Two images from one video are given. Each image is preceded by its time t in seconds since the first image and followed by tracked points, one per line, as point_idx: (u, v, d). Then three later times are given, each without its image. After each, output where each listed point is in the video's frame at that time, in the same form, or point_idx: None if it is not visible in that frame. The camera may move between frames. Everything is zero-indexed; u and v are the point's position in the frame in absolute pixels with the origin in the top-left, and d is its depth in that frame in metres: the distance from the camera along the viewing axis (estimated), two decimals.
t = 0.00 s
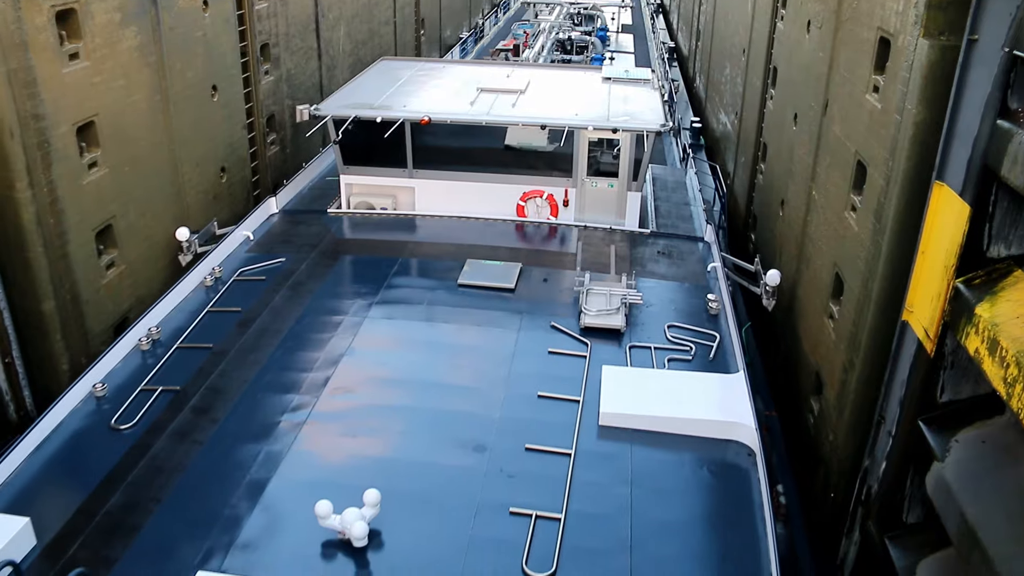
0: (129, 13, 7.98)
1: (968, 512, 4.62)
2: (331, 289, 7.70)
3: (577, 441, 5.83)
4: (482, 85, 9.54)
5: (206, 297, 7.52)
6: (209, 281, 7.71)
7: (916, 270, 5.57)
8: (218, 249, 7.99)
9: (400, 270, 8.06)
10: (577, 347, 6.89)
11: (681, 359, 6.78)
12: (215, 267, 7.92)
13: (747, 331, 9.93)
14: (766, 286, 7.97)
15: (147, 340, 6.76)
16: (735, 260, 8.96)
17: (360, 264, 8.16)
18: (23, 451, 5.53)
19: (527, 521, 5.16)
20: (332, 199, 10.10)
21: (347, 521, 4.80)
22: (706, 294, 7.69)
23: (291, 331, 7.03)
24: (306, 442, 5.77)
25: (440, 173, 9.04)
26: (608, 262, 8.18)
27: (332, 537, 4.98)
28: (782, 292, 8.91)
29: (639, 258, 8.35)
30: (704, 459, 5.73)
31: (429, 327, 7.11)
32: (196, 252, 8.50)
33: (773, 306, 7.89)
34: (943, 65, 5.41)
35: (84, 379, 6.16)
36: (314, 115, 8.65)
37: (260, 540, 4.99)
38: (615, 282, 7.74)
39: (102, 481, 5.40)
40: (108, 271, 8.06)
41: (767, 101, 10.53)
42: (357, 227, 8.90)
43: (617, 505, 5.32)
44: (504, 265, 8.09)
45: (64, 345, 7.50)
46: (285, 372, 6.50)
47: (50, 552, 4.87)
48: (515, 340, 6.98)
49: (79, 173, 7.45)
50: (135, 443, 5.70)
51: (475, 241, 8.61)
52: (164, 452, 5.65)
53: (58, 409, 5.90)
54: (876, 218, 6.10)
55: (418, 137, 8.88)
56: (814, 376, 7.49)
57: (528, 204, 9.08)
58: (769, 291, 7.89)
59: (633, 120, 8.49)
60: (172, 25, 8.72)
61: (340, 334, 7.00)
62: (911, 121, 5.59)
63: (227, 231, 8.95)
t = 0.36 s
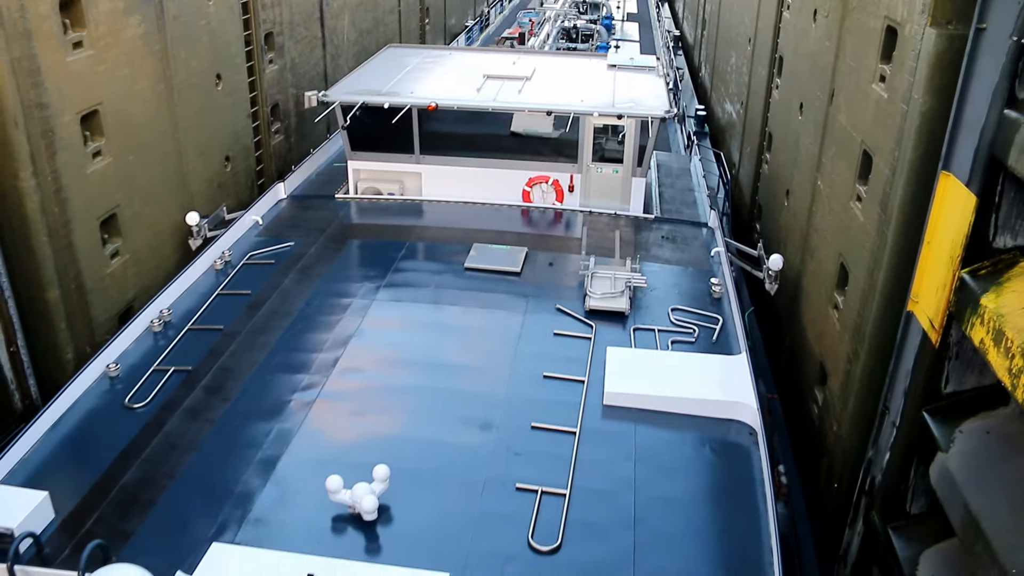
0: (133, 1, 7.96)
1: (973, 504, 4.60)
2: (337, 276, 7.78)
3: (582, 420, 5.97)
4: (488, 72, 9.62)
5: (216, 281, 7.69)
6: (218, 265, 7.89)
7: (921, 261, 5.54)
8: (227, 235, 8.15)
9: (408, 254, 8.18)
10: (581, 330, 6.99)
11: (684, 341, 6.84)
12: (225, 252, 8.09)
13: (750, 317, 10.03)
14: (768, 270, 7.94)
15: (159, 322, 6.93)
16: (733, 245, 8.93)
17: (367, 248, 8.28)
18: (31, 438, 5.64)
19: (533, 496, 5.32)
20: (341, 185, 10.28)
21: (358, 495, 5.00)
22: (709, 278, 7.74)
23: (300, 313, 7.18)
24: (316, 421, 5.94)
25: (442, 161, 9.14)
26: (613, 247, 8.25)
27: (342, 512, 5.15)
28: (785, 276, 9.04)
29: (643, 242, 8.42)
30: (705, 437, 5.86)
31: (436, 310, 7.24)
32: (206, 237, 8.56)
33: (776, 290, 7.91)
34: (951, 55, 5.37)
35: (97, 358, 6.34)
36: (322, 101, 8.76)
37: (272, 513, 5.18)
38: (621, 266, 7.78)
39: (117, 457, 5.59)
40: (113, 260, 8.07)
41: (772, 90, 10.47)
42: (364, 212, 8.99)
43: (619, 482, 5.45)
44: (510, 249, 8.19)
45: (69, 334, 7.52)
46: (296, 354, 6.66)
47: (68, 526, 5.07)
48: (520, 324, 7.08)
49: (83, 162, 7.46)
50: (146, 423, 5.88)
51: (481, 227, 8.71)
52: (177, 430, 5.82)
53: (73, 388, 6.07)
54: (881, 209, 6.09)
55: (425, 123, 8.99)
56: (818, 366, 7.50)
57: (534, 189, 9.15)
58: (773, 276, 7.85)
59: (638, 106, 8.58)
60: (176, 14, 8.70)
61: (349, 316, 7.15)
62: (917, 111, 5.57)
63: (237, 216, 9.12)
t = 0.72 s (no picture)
0: None
1: (975, 489, 4.59)
2: (343, 258, 7.93)
3: (586, 394, 6.19)
4: (493, 53, 9.65)
5: (225, 259, 7.93)
6: (228, 243, 8.17)
7: (926, 247, 5.52)
8: (236, 214, 8.38)
9: (415, 233, 8.40)
10: (587, 306, 7.23)
11: (688, 318, 7.11)
12: (235, 230, 8.33)
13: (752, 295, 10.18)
14: (772, 250, 8.19)
15: (171, 299, 7.17)
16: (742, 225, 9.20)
17: (373, 227, 8.51)
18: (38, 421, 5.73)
19: (538, 467, 5.52)
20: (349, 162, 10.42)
21: (368, 465, 5.20)
22: (712, 257, 8.02)
23: (308, 290, 7.39)
24: (322, 394, 6.13)
25: (449, 140, 9.29)
26: (617, 227, 8.55)
27: (352, 481, 5.36)
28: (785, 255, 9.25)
29: (647, 222, 8.70)
30: (707, 411, 6.09)
31: (442, 288, 7.45)
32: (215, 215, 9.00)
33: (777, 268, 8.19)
34: (959, 39, 5.33)
35: (110, 334, 6.54)
36: (330, 82, 8.82)
37: (283, 481, 5.39)
38: (625, 245, 8.04)
39: (131, 429, 5.80)
40: (116, 244, 8.07)
41: (778, 74, 10.40)
42: (372, 193, 9.25)
43: (621, 453, 5.67)
44: (516, 227, 8.46)
45: (74, 317, 7.54)
46: (304, 329, 6.87)
47: (85, 495, 5.28)
48: (526, 302, 7.28)
49: (87, 146, 7.45)
50: (160, 395, 6.11)
51: (488, 206, 8.98)
52: (189, 404, 6.03)
53: (86, 363, 6.25)
54: (886, 195, 6.08)
55: (433, 102, 9.05)
56: (822, 351, 7.50)
57: (539, 169, 9.36)
58: (774, 255, 8.13)
59: (643, 87, 8.67)
60: None
61: (356, 293, 7.36)
62: (924, 95, 5.53)
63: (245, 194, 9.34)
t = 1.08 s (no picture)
0: None
1: (978, 475, 4.60)
2: (351, 238, 8.00)
3: (591, 369, 6.32)
4: (500, 35, 9.60)
5: (236, 238, 8.00)
6: (238, 223, 8.23)
7: (931, 233, 5.51)
8: (246, 194, 8.45)
9: (422, 213, 8.46)
10: (592, 285, 7.32)
11: (692, 297, 7.18)
12: (245, 210, 8.41)
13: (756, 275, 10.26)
14: (774, 231, 8.48)
15: (183, 277, 7.26)
16: (745, 206, 9.53)
17: (382, 207, 8.56)
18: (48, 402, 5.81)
19: (546, 439, 5.65)
20: (356, 145, 10.52)
21: (378, 436, 5.31)
22: (716, 237, 8.08)
23: (318, 268, 7.50)
24: (332, 368, 6.25)
25: (456, 121, 9.35)
26: (623, 207, 8.56)
27: (363, 452, 5.48)
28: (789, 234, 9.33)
29: (652, 203, 8.75)
30: (710, 386, 6.19)
31: (448, 266, 7.54)
32: (225, 196, 9.22)
33: (781, 250, 8.46)
34: (967, 23, 5.29)
35: (124, 311, 6.66)
36: (339, 63, 8.91)
37: (296, 453, 5.51)
38: (631, 225, 8.08)
39: (144, 404, 5.90)
40: (121, 228, 8.08)
41: (784, 59, 10.35)
42: (379, 173, 9.28)
43: (627, 426, 5.79)
44: (522, 207, 8.51)
45: (79, 301, 7.55)
46: (314, 306, 6.98)
47: (102, 467, 5.39)
48: (532, 281, 7.36)
49: (91, 130, 7.44)
50: (175, 367, 6.26)
51: (493, 186, 9.03)
52: (203, 377, 6.15)
53: (101, 339, 6.38)
54: (892, 180, 6.07)
55: (439, 87, 9.17)
56: (826, 337, 7.50)
57: (546, 150, 9.37)
58: (779, 236, 8.40)
59: (649, 69, 8.76)
60: None
61: (365, 271, 7.46)
62: (931, 80, 5.50)
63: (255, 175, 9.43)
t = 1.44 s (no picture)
0: None
1: (982, 465, 4.59)
2: (358, 220, 8.05)
3: (596, 346, 6.39)
4: (506, 20, 9.56)
5: (245, 219, 8.08)
6: (247, 205, 8.28)
7: (937, 221, 5.51)
8: (254, 176, 8.54)
9: (429, 195, 8.51)
10: (597, 265, 7.38)
11: (696, 278, 7.21)
12: (254, 191, 8.49)
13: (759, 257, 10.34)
14: (778, 212, 8.79)
15: (194, 258, 7.37)
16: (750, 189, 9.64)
17: (389, 189, 8.61)
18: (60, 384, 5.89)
19: (551, 414, 5.73)
20: (364, 128, 10.58)
21: (388, 411, 5.41)
22: (720, 219, 8.11)
23: (327, 248, 7.58)
24: (343, 344, 6.35)
25: (463, 105, 9.38)
26: (627, 189, 8.63)
27: (373, 427, 5.59)
28: (792, 218, 9.38)
29: (657, 185, 8.77)
30: (713, 364, 6.25)
31: (454, 248, 7.61)
32: (234, 178, 9.27)
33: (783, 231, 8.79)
34: (974, 9, 5.24)
35: (137, 289, 6.78)
36: (346, 47, 8.87)
37: (307, 427, 5.60)
38: (635, 207, 8.11)
39: (154, 384, 5.96)
40: (125, 216, 8.09)
41: (790, 46, 10.31)
42: (386, 156, 9.31)
43: (631, 402, 5.86)
44: (528, 189, 8.58)
45: (83, 288, 7.55)
46: (323, 285, 7.07)
47: (118, 440, 5.47)
48: (538, 262, 7.43)
49: (94, 116, 7.44)
50: (189, 343, 6.37)
51: (499, 168, 9.05)
52: (215, 353, 6.26)
53: (114, 317, 6.50)
54: (897, 168, 6.06)
55: (445, 73, 9.22)
56: (830, 325, 7.51)
57: (551, 134, 9.43)
58: (780, 216, 8.76)
59: (654, 52, 8.76)
60: None
61: (373, 252, 7.54)
62: (937, 67, 5.47)
63: (263, 159, 9.49)
